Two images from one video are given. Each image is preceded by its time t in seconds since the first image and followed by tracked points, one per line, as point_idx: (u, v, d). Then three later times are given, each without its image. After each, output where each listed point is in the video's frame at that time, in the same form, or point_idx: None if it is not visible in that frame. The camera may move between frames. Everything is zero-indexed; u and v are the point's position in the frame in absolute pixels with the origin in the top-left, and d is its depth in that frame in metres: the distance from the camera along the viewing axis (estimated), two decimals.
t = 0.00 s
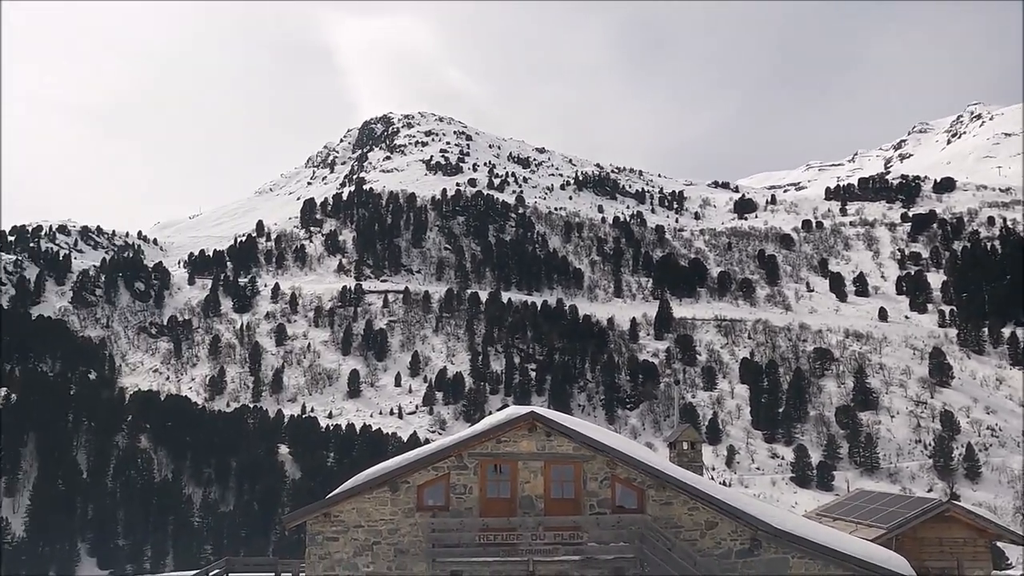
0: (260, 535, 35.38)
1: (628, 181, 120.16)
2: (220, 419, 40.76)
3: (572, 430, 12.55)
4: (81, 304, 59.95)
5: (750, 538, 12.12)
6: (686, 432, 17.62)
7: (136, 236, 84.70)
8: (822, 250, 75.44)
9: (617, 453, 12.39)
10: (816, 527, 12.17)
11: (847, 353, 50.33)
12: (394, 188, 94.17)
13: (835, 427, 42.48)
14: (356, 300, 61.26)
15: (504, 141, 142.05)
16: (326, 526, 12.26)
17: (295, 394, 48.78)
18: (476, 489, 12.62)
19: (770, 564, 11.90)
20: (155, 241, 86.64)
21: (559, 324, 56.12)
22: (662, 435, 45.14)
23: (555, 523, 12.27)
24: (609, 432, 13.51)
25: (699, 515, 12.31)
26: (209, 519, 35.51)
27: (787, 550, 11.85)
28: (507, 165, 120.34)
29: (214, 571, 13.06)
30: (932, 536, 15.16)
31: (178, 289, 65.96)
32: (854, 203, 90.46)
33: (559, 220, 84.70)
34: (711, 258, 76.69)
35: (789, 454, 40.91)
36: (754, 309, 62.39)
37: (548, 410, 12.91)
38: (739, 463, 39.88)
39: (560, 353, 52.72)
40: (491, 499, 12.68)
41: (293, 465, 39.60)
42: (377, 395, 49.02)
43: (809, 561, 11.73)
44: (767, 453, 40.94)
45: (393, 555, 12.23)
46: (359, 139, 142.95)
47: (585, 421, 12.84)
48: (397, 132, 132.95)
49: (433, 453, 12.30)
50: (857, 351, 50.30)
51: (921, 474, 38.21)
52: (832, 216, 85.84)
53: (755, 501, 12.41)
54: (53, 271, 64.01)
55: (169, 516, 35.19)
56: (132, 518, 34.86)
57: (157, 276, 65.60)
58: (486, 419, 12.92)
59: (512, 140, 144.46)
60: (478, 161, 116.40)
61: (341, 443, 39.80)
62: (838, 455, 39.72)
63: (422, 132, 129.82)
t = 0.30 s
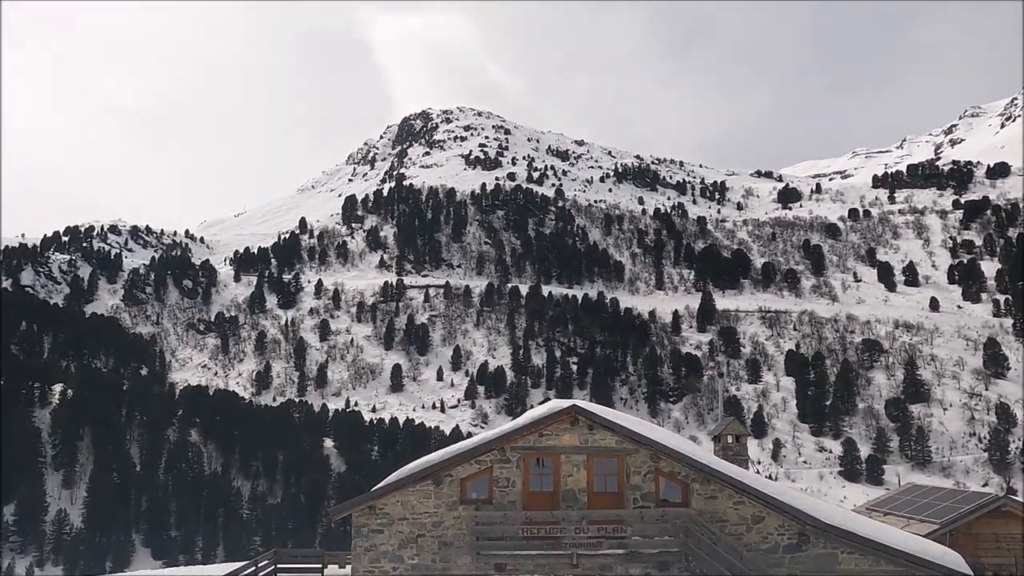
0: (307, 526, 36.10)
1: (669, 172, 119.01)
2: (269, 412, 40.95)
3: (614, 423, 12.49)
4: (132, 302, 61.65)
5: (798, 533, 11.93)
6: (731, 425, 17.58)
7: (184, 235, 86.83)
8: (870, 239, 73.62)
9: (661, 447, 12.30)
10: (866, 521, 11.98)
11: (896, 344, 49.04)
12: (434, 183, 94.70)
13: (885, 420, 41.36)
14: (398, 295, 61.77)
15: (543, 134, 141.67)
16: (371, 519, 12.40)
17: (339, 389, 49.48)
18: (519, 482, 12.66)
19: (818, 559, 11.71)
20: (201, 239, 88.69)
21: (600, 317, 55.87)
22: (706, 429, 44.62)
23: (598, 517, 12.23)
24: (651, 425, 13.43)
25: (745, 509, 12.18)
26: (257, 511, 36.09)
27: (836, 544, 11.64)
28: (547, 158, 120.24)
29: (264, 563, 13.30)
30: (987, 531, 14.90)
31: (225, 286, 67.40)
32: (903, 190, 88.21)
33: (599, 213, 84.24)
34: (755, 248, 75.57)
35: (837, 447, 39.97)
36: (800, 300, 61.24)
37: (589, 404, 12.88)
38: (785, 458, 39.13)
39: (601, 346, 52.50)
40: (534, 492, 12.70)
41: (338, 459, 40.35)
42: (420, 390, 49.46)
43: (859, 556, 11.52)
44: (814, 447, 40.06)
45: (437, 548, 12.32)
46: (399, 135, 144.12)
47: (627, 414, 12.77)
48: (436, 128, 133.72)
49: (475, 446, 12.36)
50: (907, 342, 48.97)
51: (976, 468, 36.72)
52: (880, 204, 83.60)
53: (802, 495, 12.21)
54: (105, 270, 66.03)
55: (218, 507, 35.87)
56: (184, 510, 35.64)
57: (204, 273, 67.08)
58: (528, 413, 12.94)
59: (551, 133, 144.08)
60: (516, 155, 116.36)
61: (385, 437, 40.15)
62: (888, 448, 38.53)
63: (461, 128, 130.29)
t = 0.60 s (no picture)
0: (337, 521, 36.61)
1: (695, 166, 118.21)
2: (297, 408, 41.72)
3: (641, 418, 12.45)
4: (163, 300, 62.70)
5: (829, 529, 11.78)
6: (761, 420, 17.40)
7: (213, 234, 88.10)
8: (901, 231, 72.49)
9: (690, 442, 12.25)
10: (899, 518, 11.78)
11: (929, 338, 48.22)
12: (458, 180, 95.00)
13: (918, 416, 40.70)
14: (424, 292, 62.07)
15: (567, 129, 141.31)
16: (400, 514, 12.47)
17: (367, 384, 49.89)
18: (547, 478, 12.66)
19: (850, 556, 11.53)
20: (230, 238, 89.89)
21: (626, 312, 55.68)
22: (735, 424, 44.28)
23: (626, 513, 12.20)
24: (680, 421, 13.36)
25: (775, 505, 12.06)
26: (288, 506, 36.66)
27: (869, 541, 11.45)
28: (571, 153, 120.09)
29: (294, 557, 13.59)
30: None
31: (253, 284, 68.21)
32: (936, 181, 86.76)
33: (625, 208, 83.93)
34: (783, 242, 74.80)
35: (869, 443, 39.42)
36: (830, 294, 60.47)
37: (617, 399, 12.84)
38: (815, 453, 38.65)
39: (628, 341, 52.35)
40: (562, 488, 12.71)
41: (366, 454, 40.62)
42: (447, 385, 49.63)
43: (893, 553, 11.30)
44: (845, 443, 39.57)
45: (466, 543, 12.36)
46: (423, 132, 144.82)
47: (654, 410, 12.71)
48: (460, 124, 134.10)
49: (503, 442, 12.39)
50: (940, 336, 48.12)
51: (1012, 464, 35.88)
52: (912, 196, 82.15)
53: (833, 492, 12.06)
54: (137, 268, 67.23)
55: (249, 503, 36.33)
56: (216, 505, 35.99)
57: (232, 271, 67.99)
58: (555, 408, 12.94)
59: (575, 128, 143.64)
60: (541, 151, 116.24)
61: (412, 433, 40.39)
62: (921, 444, 37.80)
63: (485, 124, 130.45)
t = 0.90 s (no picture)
0: (351, 517, 36.91)
1: (706, 162, 117.84)
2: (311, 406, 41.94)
3: (654, 415, 12.45)
4: (177, 299, 63.11)
5: (844, 527, 11.74)
6: (774, 417, 17.30)
7: (225, 233, 88.59)
8: (915, 227, 71.98)
9: (703, 439, 12.22)
10: (915, 515, 11.73)
11: (945, 334, 47.86)
12: (469, 178, 95.10)
13: (933, 413, 40.43)
14: (436, 289, 62.18)
15: (577, 127, 141.11)
16: (413, 511, 12.50)
17: (379, 382, 50.03)
18: (559, 475, 12.66)
19: (865, 553, 11.46)
20: (243, 237, 90.34)
21: (638, 309, 55.57)
22: (749, 421, 44.10)
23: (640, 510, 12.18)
24: (693, 419, 13.33)
25: (789, 502, 12.03)
26: (302, 503, 36.97)
27: (883, 538, 11.40)
28: (581, 150, 119.96)
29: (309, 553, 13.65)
30: None
31: (266, 282, 68.56)
32: (950, 176, 86.04)
33: (636, 205, 83.78)
34: (796, 238, 74.47)
35: (883, 440, 39.18)
36: (843, 290, 60.15)
37: (630, 397, 12.83)
38: (829, 450, 38.50)
39: (640, 338, 52.30)
40: (574, 486, 12.69)
41: (380, 452, 40.91)
42: (459, 382, 49.70)
43: (908, 550, 11.25)
44: (859, 439, 39.38)
45: (479, 540, 12.37)
46: (434, 131, 145.08)
47: (667, 408, 12.71)
48: (471, 122, 134.20)
49: (517, 439, 12.41)
50: (956, 332, 47.74)
51: None
52: (926, 192, 81.51)
53: (847, 489, 12.02)
54: (151, 267, 67.73)
55: (264, 500, 36.54)
56: (230, 502, 36.30)
57: (245, 270, 68.39)
58: (567, 406, 12.94)
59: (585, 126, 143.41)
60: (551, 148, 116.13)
61: (425, 430, 40.53)
62: (936, 441, 37.53)
63: (496, 122, 130.46)
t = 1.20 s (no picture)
0: (350, 516, 36.86)
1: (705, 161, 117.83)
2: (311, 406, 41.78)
3: (655, 415, 12.44)
4: (176, 298, 63.05)
5: (844, 526, 11.75)
6: (774, 416, 17.30)
7: (225, 232, 88.52)
8: (915, 226, 71.99)
9: (703, 439, 12.22)
10: (912, 514, 11.74)
11: (944, 333, 47.88)
12: (469, 177, 95.04)
13: (933, 411, 40.44)
14: (435, 289, 62.18)
15: (576, 126, 141.13)
16: (413, 511, 12.50)
17: (379, 381, 50.07)
18: (559, 474, 12.66)
19: (865, 552, 11.44)
20: (242, 236, 90.33)
21: (637, 308, 55.59)
22: (748, 420, 44.10)
23: (639, 509, 12.17)
24: (693, 418, 13.33)
25: (789, 502, 12.04)
26: (302, 503, 36.96)
27: (883, 538, 11.37)
28: (580, 149, 120.00)
29: (308, 553, 13.59)
30: None
31: (265, 282, 68.53)
32: (949, 175, 86.05)
33: (635, 204, 83.80)
34: (795, 237, 74.50)
35: (883, 439, 39.20)
36: (843, 289, 60.15)
37: (630, 396, 12.84)
38: (829, 450, 38.52)
39: (640, 338, 52.32)
40: (574, 485, 12.69)
41: (380, 452, 40.94)
42: (459, 382, 49.70)
43: (908, 548, 11.21)
44: (859, 439, 39.39)
45: (479, 539, 12.38)
46: (433, 130, 145.05)
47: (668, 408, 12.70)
48: (470, 121, 134.16)
49: (516, 438, 12.42)
50: (955, 330, 47.76)
51: None
52: (925, 191, 81.52)
53: (848, 489, 12.02)
54: (151, 267, 67.69)
55: (263, 499, 36.55)
56: (230, 502, 36.18)
57: (245, 269, 68.39)
58: (567, 405, 12.92)
59: (584, 125, 143.34)
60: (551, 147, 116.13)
61: (425, 430, 40.44)
62: (936, 441, 37.53)
63: (495, 120, 130.40)
